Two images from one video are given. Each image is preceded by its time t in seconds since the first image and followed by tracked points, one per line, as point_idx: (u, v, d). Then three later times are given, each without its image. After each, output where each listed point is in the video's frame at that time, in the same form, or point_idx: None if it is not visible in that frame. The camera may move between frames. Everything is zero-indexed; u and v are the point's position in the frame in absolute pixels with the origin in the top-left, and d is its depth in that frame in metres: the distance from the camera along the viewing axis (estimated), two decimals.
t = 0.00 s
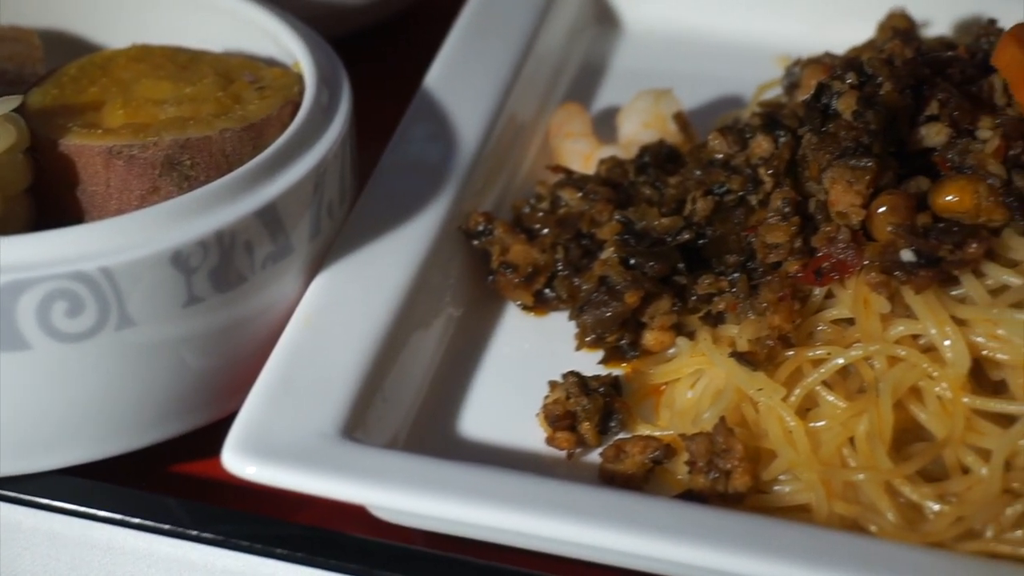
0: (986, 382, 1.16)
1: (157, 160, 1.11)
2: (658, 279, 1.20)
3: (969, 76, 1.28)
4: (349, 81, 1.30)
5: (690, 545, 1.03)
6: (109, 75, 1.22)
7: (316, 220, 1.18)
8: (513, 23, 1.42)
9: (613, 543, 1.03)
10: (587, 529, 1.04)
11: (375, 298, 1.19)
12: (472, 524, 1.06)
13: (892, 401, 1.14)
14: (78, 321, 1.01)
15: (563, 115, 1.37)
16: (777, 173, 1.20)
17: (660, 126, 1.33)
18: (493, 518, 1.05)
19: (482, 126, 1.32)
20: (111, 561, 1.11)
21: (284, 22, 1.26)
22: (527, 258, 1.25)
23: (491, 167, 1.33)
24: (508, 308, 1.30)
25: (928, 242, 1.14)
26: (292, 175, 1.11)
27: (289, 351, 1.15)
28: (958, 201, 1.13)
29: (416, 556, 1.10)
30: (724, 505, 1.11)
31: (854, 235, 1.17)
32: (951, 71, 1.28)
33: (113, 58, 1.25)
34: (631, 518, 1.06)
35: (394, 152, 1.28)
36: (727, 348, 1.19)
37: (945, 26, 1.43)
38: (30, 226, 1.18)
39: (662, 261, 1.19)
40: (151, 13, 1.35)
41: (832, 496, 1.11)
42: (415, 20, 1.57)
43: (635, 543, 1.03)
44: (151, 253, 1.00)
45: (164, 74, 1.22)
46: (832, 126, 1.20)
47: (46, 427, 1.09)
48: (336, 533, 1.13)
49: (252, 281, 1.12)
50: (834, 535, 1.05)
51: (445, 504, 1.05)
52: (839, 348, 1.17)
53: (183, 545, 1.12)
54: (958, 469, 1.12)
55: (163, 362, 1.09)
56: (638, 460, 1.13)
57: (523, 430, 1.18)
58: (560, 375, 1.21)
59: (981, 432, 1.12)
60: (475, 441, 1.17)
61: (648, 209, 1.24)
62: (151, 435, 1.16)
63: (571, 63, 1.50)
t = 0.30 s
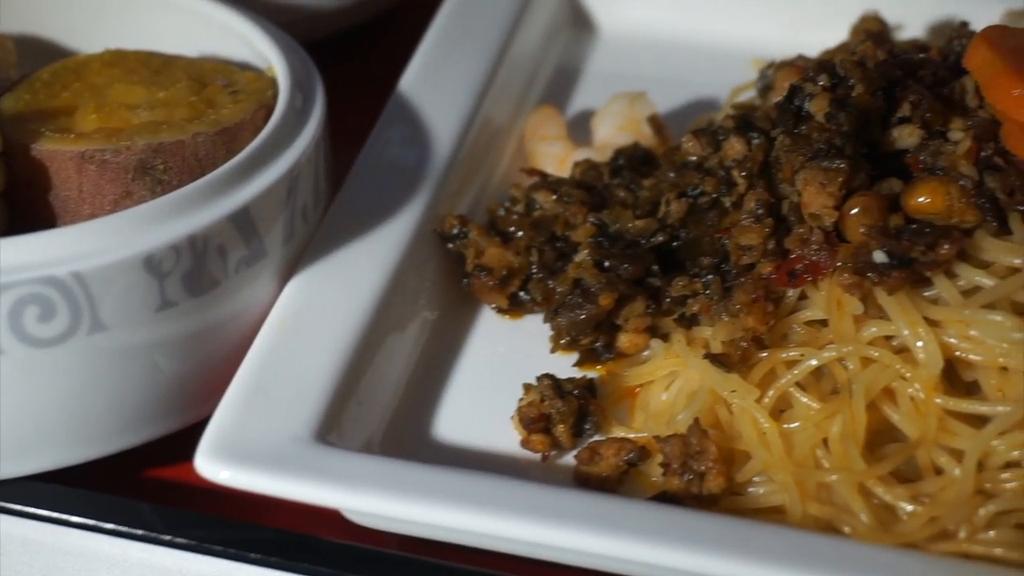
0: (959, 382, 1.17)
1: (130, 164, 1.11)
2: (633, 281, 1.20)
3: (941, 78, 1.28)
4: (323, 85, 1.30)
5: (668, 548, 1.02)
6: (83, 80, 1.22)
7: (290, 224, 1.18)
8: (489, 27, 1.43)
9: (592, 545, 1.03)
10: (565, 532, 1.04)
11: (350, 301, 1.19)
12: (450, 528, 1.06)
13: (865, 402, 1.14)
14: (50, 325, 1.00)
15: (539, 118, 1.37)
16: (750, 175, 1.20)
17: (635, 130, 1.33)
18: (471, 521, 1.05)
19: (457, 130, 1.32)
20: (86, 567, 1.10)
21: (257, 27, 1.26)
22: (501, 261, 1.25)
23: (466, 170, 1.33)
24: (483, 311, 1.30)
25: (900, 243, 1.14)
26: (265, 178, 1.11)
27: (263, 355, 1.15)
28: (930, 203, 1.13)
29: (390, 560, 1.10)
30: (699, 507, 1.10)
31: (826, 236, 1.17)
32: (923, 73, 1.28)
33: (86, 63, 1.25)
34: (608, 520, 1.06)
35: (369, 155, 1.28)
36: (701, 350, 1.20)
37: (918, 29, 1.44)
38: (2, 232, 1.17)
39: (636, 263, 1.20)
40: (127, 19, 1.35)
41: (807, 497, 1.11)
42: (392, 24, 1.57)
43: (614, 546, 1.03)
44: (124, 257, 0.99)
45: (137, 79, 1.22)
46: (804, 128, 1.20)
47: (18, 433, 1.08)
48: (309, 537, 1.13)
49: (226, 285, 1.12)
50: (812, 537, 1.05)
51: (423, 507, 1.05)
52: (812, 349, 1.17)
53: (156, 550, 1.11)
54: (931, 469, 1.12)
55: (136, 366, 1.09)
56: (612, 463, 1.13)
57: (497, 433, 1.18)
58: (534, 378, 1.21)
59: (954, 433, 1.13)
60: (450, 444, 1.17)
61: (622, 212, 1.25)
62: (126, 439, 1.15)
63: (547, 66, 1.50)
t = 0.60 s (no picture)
0: (926, 384, 1.18)
1: (97, 170, 1.10)
2: (601, 285, 1.20)
3: (909, 80, 1.28)
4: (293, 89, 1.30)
5: (638, 552, 1.02)
6: (52, 86, 1.21)
7: (258, 229, 1.18)
8: (461, 31, 1.42)
9: (562, 550, 1.03)
10: (534, 537, 1.04)
11: (318, 306, 1.19)
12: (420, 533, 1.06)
13: (831, 403, 1.14)
14: (13, 332, 1.00)
15: (511, 122, 1.36)
16: (719, 178, 1.20)
17: (606, 133, 1.33)
18: (440, 526, 1.05)
19: (427, 134, 1.32)
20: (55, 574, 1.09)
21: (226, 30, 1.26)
22: (471, 265, 1.24)
23: (437, 174, 1.33)
24: (454, 315, 1.30)
25: (865, 246, 1.14)
26: (232, 184, 1.11)
27: (230, 361, 1.15)
28: (896, 205, 1.13)
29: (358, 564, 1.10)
30: (666, 510, 1.11)
31: (793, 239, 1.17)
32: (891, 75, 1.28)
33: (55, 68, 1.24)
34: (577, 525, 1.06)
35: (339, 160, 1.28)
36: (669, 353, 1.20)
37: (890, 31, 1.44)
38: None
39: (605, 267, 1.19)
40: (99, 25, 1.35)
41: (773, 499, 1.12)
42: (366, 28, 1.57)
43: (583, 551, 1.03)
44: (88, 263, 0.99)
45: (106, 84, 1.21)
46: (771, 131, 1.21)
47: None
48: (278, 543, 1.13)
49: (193, 291, 1.12)
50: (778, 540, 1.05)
51: (392, 513, 1.05)
52: (778, 352, 1.17)
53: (123, 557, 1.11)
54: (897, 471, 1.12)
55: (103, 372, 1.09)
56: (580, 466, 1.13)
57: (467, 438, 1.18)
58: (502, 383, 1.21)
59: (920, 434, 1.13)
60: (418, 449, 1.17)
61: (592, 216, 1.25)
62: (92, 445, 1.15)
63: (519, 70, 1.50)
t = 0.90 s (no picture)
0: (897, 384, 1.18)
1: (67, 174, 1.08)
2: (575, 287, 1.20)
3: (881, 82, 1.29)
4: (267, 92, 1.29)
5: (613, 554, 1.02)
6: (23, 89, 1.20)
7: (230, 232, 1.17)
8: (436, 33, 1.42)
9: (537, 554, 1.03)
10: (508, 540, 1.04)
11: (291, 310, 1.19)
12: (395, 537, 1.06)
13: (802, 404, 1.14)
14: None
15: (487, 126, 1.36)
16: (692, 180, 1.20)
17: (582, 135, 1.33)
18: (414, 530, 1.05)
19: (402, 136, 1.31)
20: None
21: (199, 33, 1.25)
22: (445, 268, 1.23)
23: (413, 177, 1.33)
24: (429, 318, 1.30)
25: (837, 247, 1.14)
26: (203, 188, 1.10)
27: (202, 365, 1.15)
28: (868, 206, 1.14)
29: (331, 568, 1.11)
30: (638, 512, 1.11)
31: (766, 241, 1.17)
32: (863, 76, 1.28)
33: (27, 72, 1.23)
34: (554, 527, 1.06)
35: (312, 163, 1.28)
36: (642, 355, 1.20)
37: (866, 33, 1.44)
38: None
39: (578, 270, 1.19)
40: (75, 31, 1.34)
41: (745, 501, 1.12)
42: (342, 30, 1.57)
43: (558, 554, 1.03)
44: (57, 268, 0.99)
45: (78, 89, 1.20)
46: (743, 133, 1.21)
47: None
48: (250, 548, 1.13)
49: (164, 296, 1.12)
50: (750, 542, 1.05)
51: (367, 517, 1.05)
52: (750, 353, 1.17)
53: (95, 563, 1.11)
54: (868, 472, 1.13)
55: (73, 377, 1.09)
56: (553, 469, 1.14)
57: (441, 442, 1.18)
58: (476, 386, 1.21)
59: (890, 435, 1.14)
60: (393, 453, 1.17)
61: (565, 218, 1.24)
62: (61, 451, 1.15)
63: (497, 72, 1.50)
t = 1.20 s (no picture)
0: (868, 384, 1.18)
1: (37, 178, 1.07)
2: (546, 289, 1.20)
3: (850, 82, 1.29)
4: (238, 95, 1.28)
5: (585, 555, 1.02)
6: None
7: (200, 236, 1.17)
8: (408, 36, 1.42)
9: (509, 555, 1.03)
10: (480, 542, 1.04)
11: (263, 313, 1.18)
12: (367, 540, 1.06)
13: (773, 404, 1.14)
14: None
15: (459, 128, 1.36)
16: (661, 181, 1.21)
17: (553, 137, 1.33)
18: (386, 532, 1.05)
19: (373, 139, 1.31)
20: None
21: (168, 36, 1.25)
22: (418, 271, 1.24)
23: (385, 180, 1.33)
24: (401, 320, 1.30)
25: (806, 247, 1.15)
26: (173, 191, 1.10)
27: (173, 368, 1.14)
28: (837, 206, 1.14)
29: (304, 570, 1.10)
30: (611, 513, 1.11)
31: (736, 241, 1.17)
32: (832, 77, 1.29)
33: None
34: (527, 528, 1.06)
35: (283, 166, 1.27)
36: (613, 356, 1.20)
37: (837, 34, 1.45)
38: None
39: (550, 271, 1.19)
40: (49, 37, 1.34)
41: (716, 501, 1.12)
42: (317, 33, 1.57)
43: (531, 556, 1.03)
44: (26, 272, 0.98)
45: (48, 93, 1.19)
46: (713, 134, 1.21)
47: None
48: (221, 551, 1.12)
49: (134, 299, 1.11)
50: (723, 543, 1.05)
51: (340, 520, 1.04)
52: (721, 354, 1.17)
53: (65, 567, 1.10)
54: (840, 471, 1.13)
55: (43, 381, 1.08)
56: (525, 470, 1.13)
57: (415, 443, 1.18)
58: (447, 389, 1.20)
59: (861, 434, 1.14)
60: (364, 455, 1.17)
61: (537, 220, 1.24)
62: (33, 455, 1.14)
63: (468, 75, 1.50)
